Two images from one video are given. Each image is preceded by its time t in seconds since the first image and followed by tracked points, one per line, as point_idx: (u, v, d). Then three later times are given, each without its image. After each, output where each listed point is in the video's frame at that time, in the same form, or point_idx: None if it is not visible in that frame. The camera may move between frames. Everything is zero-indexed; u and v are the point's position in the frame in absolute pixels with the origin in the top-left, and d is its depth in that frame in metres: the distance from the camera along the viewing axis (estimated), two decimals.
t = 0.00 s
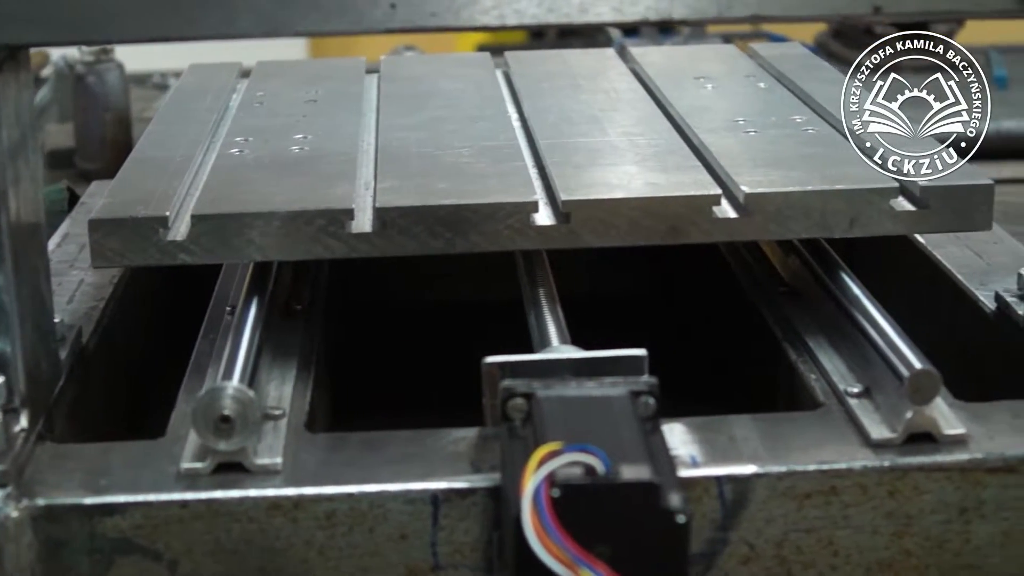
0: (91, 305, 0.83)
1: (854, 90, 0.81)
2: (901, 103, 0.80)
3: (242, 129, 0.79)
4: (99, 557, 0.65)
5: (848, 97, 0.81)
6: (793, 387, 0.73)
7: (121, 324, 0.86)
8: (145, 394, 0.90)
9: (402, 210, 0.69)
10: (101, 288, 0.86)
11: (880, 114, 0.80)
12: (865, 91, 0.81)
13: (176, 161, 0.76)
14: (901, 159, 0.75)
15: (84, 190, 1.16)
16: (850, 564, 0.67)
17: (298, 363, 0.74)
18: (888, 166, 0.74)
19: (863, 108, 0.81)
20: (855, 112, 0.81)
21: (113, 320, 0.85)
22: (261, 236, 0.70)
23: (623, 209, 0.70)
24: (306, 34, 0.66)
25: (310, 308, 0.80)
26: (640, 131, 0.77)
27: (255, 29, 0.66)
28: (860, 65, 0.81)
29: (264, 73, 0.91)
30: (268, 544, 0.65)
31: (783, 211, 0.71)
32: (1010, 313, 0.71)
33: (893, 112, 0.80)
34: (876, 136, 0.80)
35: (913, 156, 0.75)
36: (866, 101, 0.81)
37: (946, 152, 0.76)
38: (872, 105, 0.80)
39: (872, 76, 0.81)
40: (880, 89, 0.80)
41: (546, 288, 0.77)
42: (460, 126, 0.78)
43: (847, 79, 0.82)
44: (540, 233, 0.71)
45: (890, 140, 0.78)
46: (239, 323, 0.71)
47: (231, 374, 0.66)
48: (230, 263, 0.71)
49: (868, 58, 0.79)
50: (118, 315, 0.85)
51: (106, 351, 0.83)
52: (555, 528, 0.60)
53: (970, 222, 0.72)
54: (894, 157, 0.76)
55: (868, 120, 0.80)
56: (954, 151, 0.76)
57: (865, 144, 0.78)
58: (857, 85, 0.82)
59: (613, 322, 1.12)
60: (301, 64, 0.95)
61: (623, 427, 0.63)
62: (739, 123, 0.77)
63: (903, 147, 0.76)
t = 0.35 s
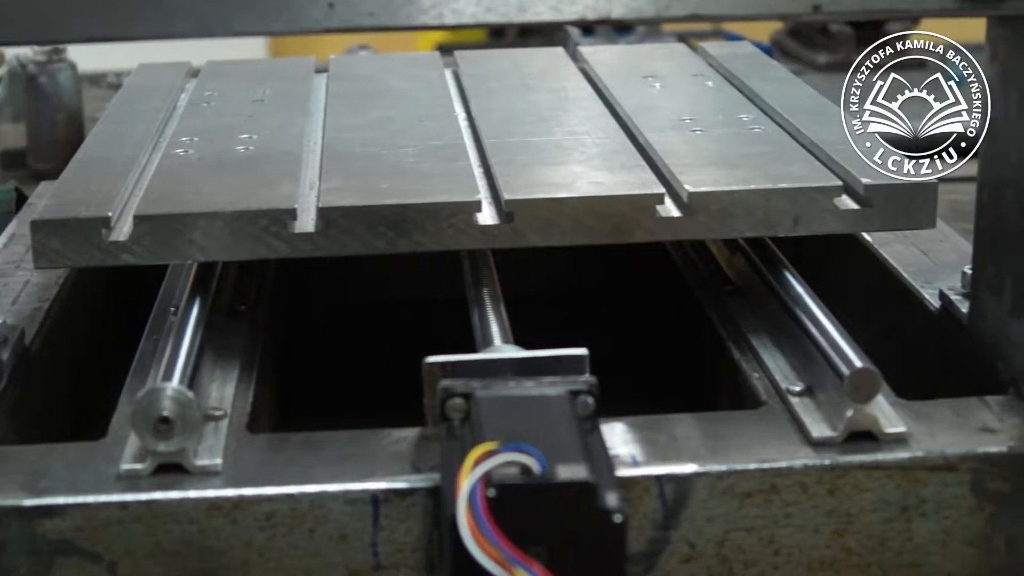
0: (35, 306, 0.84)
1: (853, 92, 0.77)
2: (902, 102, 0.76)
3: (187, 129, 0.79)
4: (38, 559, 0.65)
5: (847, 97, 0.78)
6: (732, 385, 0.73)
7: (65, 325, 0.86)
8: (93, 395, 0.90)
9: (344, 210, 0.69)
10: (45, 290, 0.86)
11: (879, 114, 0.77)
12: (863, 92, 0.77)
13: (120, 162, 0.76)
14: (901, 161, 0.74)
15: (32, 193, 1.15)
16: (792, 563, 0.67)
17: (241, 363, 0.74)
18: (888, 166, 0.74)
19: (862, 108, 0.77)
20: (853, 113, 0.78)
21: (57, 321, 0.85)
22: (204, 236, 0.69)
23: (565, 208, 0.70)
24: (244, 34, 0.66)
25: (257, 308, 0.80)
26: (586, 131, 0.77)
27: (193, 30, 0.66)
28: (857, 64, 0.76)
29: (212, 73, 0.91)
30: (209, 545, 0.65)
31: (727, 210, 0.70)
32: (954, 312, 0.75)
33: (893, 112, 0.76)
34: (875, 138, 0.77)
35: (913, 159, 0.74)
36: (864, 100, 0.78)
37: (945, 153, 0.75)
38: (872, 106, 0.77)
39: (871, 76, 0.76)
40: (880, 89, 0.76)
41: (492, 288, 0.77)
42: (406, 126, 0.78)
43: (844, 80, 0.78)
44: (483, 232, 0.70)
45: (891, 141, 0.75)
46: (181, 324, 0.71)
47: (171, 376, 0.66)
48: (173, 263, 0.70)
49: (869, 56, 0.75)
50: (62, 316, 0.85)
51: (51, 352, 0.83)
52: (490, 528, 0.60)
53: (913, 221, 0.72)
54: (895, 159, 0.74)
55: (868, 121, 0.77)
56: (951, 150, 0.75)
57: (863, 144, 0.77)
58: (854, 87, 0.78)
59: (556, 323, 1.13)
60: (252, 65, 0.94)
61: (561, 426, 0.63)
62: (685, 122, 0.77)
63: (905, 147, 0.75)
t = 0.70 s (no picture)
0: None
1: (855, 92, 0.76)
2: (901, 103, 0.74)
3: (125, 131, 0.79)
4: None
5: (849, 96, 0.77)
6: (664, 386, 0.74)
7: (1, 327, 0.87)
8: (31, 398, 0.91)
9: (278, 211, 0.68)
10: None
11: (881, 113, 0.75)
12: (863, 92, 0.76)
13: (56, 164, 0.75)
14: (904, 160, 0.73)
15: None
16: (725, 562, 0.67)
17: (176, 365, 0.75)
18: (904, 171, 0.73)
19: (864, 108, 0.76)
20: (856, 112, 0.77)
21: None
22: (138, 238, 0.69)
23: (500, 208, 0.70)
24: (174, 36, 0.65)
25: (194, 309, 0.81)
26: (524, 130, 0.77)
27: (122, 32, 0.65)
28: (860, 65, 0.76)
29: (152, 75, 0.91)
30: (141, 548, 0.65)
31: (663, 210, 0.70)
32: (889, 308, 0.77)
33: (893, 112, 0.75)
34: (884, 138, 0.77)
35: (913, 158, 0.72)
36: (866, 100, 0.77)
37: (944, 154, 0.70)
38: (872, 106, 0.75)
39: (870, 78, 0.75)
40: (880, 90, 0.75)
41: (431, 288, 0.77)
42: (344, 127, 0.78)
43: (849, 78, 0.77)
44: (419, 233, 0.70)
45: (891, 142, 0.75)
46: (115, 326, 0.72)
47: (102, 379, 0.66)
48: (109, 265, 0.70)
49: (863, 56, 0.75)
50: None
51: None
52: (418, 529, 0.60)
53: (849, 220, 0.72)
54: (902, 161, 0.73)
55: (869, 122, 0.76)
56: (952, 150, 0.69)
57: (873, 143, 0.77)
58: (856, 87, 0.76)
59: (495, 319, 1.14)
60: (197, 62, 0.94)
61: (490, 427, 0.63)
62: (624, 122, 0.77)
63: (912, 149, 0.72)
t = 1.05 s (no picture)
0: None
1: (854, 93, 0.72)
2: (901, 103, 0.68)
3: (79, 133, 0.79)
4: None
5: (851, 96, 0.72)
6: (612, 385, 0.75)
7: None
8: None
9: (230, 213, 0.68)
10: None
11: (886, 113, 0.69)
12: (861, 92, 0.71)
13: (9, 166, 0.75)
14: (903, 161, 0.68)
15: None
16: (676, 562, 0.67)
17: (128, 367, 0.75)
18: (889, 167, 0.69)
19: (864, 107, 0.70)
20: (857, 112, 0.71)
21: None
22: (91, 240, 0.68)
23: (453, 209, 0.70)
24: (122, 38, 0.65)
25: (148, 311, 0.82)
26: (478, 132, 0.77)
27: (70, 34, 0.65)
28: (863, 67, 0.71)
29: (107, 78, 0.91)
30: (91, 550, 0.65)
31: (613, 210, 0.71)
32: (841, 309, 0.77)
33: (894, 111, 0.68)
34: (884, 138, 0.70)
35: (912, 158, 0.68)
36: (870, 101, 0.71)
37: (944, 153, 0.67)
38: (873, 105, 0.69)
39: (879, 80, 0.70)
40: (882, 89, 0.69)
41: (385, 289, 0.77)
42: (297, 128, 0.78)
43: (848, 77, 0.72)
44: (371, 234, 0.70)
45: (892, 141, 0.69)
46: (65, 329, 0.72)
47: (51, 381, 0.65)
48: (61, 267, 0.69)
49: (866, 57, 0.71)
50: None
51: None
52: (364, 531, 0.60)
53: (801, 219, 0.72)
54: (896, 159, 0.69)
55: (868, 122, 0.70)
56: (952, 151, 0.67)
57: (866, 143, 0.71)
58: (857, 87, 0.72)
59: (461, 321, 1.14)
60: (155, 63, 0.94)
61: (438, 428, 0.63)
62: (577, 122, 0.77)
63: (901, 147, 0.68)
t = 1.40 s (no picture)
0: None
1: (854, 93, 0.68)
2: (902, 103, 0.67)
3: (33, 132, 0.79)
4: None
5: (848, 95, 0.68)
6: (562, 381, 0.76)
7: None
8: None
9: (181, 212, 0.68)
10: None
11: (884, 113, 0.67)
12: (860, 91, 0.67)
13: None
14: (903, 161, 0.67)
15: None
16: (622, 561, 0.67)
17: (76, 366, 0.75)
18: (888, 167, 0.67)
19: (862, 107, 0.67)
20: (853, 112, 0.68)
21: None
22: (41, 238, 0.68)
23: (403, 209, 0.70)
24: (69, 36, 0.65)
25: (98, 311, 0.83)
26: (430, 132, 0.77)
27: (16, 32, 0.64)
28: (857, 66, 0.68)
29: (61, 77, 0.91)
30: (37, 548, 0.65)
31: (563, 211, 0.71)
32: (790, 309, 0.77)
33: (894, 111, 0.67)
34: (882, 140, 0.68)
35: (913, 158, 0.67)
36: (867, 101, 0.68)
37: (944, 153, 0.68)
38: (873, 105, 0.67)
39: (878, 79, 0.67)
40: (882, 89, 0.67)
41: (336, 288, 0.77)
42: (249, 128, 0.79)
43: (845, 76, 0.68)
44: (322, 234, 0.71)
45: (892, 142, 0.67)
46: (14, 328, 0.72)
47: None
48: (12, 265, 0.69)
49: (862, 56, 0.67)
50: None
51: None
52: (307, 530, 0.60)
53: (750, 220, 0.73)
54: (896, 159, 0.67)
55: (867, 123, 0.68)
56: (951, 150, 0.68)
57: (862, 144, 0.68)
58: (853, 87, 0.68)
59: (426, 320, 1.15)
60: (112, 63, 0.95)
61: (381, 427, 0.63)
62: (530, 123, 0.78)
63: (902, 147, 0.67)
